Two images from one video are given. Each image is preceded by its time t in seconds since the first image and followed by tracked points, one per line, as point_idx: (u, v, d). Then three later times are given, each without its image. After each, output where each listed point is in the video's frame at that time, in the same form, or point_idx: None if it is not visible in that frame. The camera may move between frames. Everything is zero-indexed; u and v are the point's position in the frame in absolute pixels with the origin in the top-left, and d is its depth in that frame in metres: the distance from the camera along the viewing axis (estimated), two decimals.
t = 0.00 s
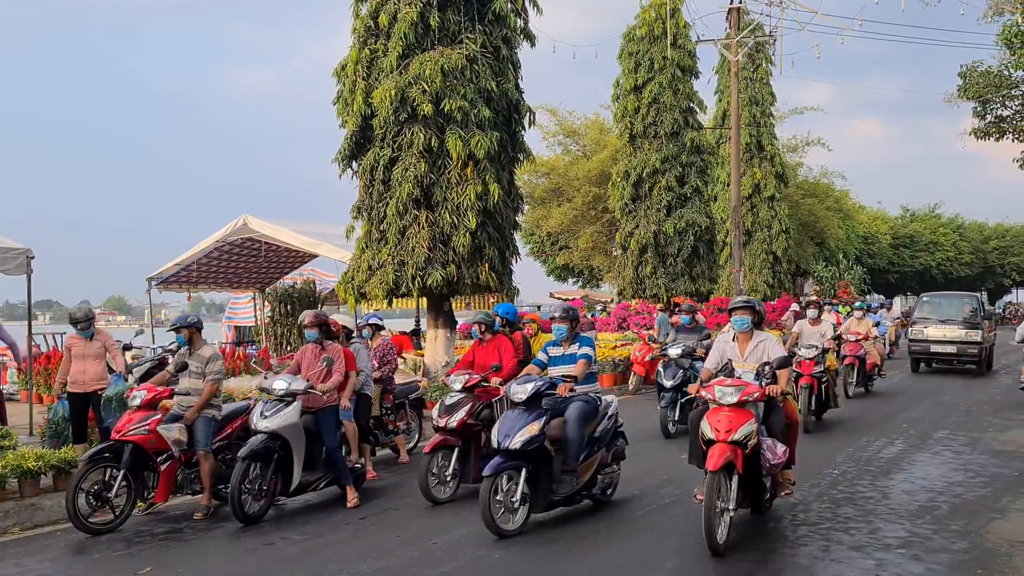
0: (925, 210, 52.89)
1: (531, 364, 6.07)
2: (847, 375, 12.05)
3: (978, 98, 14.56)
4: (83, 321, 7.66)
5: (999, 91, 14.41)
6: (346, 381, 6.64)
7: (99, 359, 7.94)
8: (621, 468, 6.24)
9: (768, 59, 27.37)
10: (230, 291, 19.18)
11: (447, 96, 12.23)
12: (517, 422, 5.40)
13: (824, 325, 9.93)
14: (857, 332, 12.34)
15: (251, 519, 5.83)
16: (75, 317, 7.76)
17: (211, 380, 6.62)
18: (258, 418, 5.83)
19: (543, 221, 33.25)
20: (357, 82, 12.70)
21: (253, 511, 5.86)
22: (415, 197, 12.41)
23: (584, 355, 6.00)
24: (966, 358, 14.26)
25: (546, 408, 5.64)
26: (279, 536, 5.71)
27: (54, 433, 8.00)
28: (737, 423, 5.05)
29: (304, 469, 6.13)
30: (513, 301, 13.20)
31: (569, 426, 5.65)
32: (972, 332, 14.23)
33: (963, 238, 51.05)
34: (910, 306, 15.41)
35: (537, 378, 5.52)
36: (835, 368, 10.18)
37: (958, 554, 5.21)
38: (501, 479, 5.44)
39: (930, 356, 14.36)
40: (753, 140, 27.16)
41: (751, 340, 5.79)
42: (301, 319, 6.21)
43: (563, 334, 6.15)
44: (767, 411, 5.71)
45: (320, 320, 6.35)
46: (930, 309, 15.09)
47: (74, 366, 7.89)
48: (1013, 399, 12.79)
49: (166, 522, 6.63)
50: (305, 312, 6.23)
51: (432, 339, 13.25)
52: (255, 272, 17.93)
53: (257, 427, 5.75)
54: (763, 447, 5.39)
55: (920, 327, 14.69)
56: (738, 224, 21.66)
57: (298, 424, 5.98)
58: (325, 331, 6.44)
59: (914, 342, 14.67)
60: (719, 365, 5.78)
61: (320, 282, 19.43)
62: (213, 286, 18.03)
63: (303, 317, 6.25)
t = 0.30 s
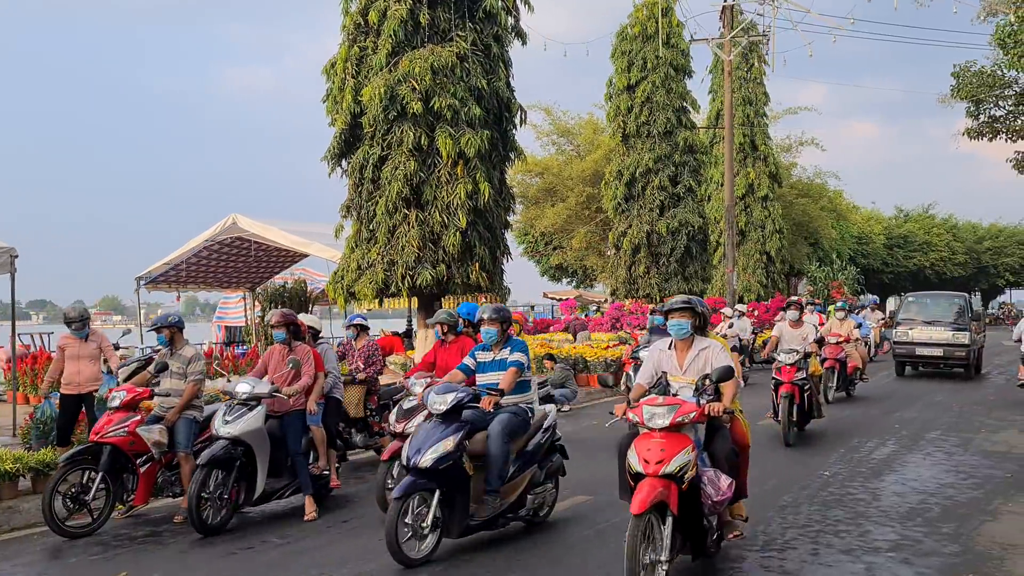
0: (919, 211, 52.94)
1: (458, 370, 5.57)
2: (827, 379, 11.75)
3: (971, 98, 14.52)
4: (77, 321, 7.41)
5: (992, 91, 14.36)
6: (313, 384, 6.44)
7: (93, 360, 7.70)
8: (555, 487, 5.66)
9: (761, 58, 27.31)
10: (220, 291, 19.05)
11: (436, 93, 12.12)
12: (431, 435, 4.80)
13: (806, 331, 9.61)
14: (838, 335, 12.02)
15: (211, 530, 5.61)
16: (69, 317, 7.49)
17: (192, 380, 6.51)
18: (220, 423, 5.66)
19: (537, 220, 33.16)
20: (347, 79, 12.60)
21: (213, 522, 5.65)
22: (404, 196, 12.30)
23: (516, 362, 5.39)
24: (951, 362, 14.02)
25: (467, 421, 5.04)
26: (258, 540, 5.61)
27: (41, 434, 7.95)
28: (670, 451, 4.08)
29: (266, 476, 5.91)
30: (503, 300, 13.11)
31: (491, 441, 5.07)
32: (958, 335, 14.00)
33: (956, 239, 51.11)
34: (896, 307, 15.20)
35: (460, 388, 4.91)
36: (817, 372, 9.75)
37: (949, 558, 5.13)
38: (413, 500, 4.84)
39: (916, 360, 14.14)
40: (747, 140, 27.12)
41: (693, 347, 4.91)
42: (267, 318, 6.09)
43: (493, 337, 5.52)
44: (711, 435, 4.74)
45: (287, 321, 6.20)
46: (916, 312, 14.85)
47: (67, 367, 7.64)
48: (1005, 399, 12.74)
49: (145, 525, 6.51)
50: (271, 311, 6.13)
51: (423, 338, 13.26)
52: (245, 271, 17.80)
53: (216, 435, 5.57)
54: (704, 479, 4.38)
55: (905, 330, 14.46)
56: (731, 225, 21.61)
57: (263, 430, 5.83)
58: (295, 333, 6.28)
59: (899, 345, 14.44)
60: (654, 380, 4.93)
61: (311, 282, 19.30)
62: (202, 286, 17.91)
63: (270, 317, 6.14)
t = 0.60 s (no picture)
0: (912, 211, 53.01)
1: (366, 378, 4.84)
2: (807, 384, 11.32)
3: (965, 98, 14.45)
4: (68, 321, 7.29)
5: (985, 91, 14.29)
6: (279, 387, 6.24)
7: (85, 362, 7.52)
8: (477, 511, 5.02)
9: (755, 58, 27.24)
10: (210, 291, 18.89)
11: (426, 92, 12.00)
12: (328, 456, 4.08)
13: (788, 331, 8.67)
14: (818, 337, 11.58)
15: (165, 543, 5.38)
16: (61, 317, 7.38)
17: (172, 382, 6.33)
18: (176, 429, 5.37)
19: (531, 220, 33.06)
20: (336, 77, 12.47)
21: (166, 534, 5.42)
22: (394, 195, 12.18)
23: (431, 372, 4.71)
24: (938, 366, 13.70)
25: (372, 438, 4.34)
26: (238, 546, 5.49)
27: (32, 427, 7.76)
28: (554, 501, 3.26)
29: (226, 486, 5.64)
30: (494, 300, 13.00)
31: (401, 460, 4.42)
32: (946, 337, 13.67)
33: (950, 239, 51.18)
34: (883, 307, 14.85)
35: (366, 401, 4.20)
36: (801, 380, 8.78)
37: (941, 563, 5.03)
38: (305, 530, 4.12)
39: (901, 362, 13.84)
40: (741, 140, 27.05)
41: (604, 360, 3.92)
42: (229, 318, 5.91)
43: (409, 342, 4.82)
44: (620, 473, 3.72)
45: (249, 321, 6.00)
46: (903, 313, 14.49)
47: (58, 367, 7.45)
48: (998, 400, 12.67)
49: (124, 530, 6.38)
50: (233, 312, 5.95)
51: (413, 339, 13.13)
52: (234, 271, 17.64)
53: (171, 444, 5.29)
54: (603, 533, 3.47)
55: (891, 331, 14.12)
56: (725, 225, 21.52)
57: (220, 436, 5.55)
58: (258, 334, 6.08)
59: (884, 347, 14.12)
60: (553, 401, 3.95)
61: (301, 281, 19.16)
62: (191, 286, 17.74)
63: (231, 317, 5.94)
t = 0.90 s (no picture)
0: (905, 212, 53.10)
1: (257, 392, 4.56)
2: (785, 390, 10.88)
3: (958, 99, 14.41)
4: (52, 327, 7.09)
5: (978, 91, 14.25)
6: (236, 393, 5.94)
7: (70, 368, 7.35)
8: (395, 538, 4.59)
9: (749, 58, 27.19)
10: (200, 292, 18.73)
11: (416, 91, 11.89)
12: (197, 479, 3.81)
13: (761, 336, 7.72)
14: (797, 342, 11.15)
15: (105, 561, 5.16)
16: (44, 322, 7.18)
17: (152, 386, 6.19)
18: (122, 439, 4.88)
19: (524, 221, 32.96)
20: (325, 76, 12.36)
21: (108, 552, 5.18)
22: (384, 195, 12.06)
23: (326, 385, 4.43)
24: (922, 371, 13.33)
25: (251, 462, 4.05)
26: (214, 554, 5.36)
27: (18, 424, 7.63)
28: None
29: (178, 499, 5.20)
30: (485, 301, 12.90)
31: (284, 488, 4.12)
32: (930, 342, 13.28)
33: (943, 240, 51.25)
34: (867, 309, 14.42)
35: (242, 419, 3.93)
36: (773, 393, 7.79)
37: (934, 570, 4.94)
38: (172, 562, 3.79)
39: (885, 367, 13.46)
40: (734, 140, 27.00)
41: (442, 385, 3.11)
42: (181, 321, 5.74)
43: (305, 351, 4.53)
44: (446, 540, 2.93)
45: (204, 324, 5.78)
46: (888, 316, 14.09)
47: (44, 375, 7.28)
48: (990, 402, 12.61)
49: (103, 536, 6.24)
50: (187, 313, 5.78)
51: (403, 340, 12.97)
52: (223, 271, 17.47)
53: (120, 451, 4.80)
54: None
55: (875, 335, 13.73)
56: (718, 226, 21.46)
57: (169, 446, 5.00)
58: (214, 338, 5.88)
59: (868, 351, 13.73)
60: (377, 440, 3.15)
61: (292, 282, 19.02)
62: (180, 286, 17.58)
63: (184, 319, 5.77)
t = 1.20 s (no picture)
0: (892, 213, 53.38)
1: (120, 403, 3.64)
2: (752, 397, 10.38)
3: (944, 99, 14.45)
4: (28, 341, 6.93)
5: (964, 92, 14.30)
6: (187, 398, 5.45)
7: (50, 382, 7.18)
8: None
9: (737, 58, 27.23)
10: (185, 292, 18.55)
11: (402, 89, 11.81)
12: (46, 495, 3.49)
13: (722, 340, 7.06)
14: (767, 344, 10.76)
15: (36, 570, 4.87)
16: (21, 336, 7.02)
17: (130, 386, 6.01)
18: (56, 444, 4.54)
19: (512, 221, 32.90)
20: (310, 74, 12.25)
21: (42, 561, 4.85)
22: (370, 194, 11.96)
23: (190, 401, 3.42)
24: (901, 376, 12.52)
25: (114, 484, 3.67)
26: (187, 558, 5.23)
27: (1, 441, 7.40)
28: None
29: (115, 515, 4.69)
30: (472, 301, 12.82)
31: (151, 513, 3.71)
32: (910, 344, 12.44)
33: (929, 240, 51.53)
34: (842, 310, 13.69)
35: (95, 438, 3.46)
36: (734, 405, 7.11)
37: (921, 572, 4.91)
38: None
39: (862, 371, 12.66)
40: (722, 140, 27.02)
41: (104, 427, 2.01)
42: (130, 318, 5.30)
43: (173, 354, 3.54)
44: None
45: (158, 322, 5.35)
46: (865, 317, 13.34)
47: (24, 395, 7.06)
48: (976, 402, 12.65)
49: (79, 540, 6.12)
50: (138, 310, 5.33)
51: (388, 340, 12.85)
52: (207, 271, 17.31)
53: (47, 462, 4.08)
54: None
55: (851, 337, 12.94)
56: (706, 226, 21.46)
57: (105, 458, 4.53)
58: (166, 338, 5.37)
59: (844, 354, 12.94)
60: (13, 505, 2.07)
61: (278, 282, 18.87)
62: (165, 286, 17.40)
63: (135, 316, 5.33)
